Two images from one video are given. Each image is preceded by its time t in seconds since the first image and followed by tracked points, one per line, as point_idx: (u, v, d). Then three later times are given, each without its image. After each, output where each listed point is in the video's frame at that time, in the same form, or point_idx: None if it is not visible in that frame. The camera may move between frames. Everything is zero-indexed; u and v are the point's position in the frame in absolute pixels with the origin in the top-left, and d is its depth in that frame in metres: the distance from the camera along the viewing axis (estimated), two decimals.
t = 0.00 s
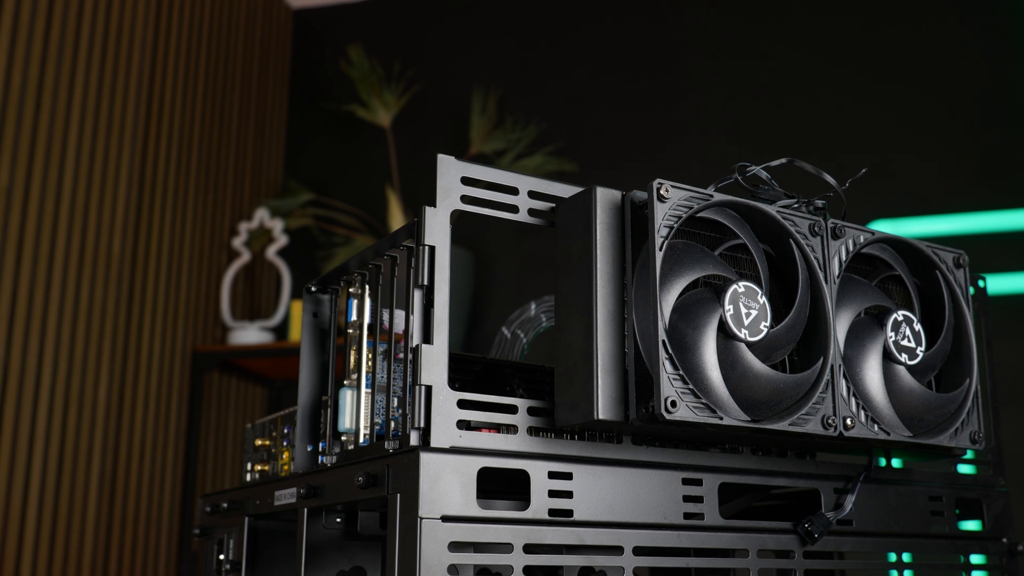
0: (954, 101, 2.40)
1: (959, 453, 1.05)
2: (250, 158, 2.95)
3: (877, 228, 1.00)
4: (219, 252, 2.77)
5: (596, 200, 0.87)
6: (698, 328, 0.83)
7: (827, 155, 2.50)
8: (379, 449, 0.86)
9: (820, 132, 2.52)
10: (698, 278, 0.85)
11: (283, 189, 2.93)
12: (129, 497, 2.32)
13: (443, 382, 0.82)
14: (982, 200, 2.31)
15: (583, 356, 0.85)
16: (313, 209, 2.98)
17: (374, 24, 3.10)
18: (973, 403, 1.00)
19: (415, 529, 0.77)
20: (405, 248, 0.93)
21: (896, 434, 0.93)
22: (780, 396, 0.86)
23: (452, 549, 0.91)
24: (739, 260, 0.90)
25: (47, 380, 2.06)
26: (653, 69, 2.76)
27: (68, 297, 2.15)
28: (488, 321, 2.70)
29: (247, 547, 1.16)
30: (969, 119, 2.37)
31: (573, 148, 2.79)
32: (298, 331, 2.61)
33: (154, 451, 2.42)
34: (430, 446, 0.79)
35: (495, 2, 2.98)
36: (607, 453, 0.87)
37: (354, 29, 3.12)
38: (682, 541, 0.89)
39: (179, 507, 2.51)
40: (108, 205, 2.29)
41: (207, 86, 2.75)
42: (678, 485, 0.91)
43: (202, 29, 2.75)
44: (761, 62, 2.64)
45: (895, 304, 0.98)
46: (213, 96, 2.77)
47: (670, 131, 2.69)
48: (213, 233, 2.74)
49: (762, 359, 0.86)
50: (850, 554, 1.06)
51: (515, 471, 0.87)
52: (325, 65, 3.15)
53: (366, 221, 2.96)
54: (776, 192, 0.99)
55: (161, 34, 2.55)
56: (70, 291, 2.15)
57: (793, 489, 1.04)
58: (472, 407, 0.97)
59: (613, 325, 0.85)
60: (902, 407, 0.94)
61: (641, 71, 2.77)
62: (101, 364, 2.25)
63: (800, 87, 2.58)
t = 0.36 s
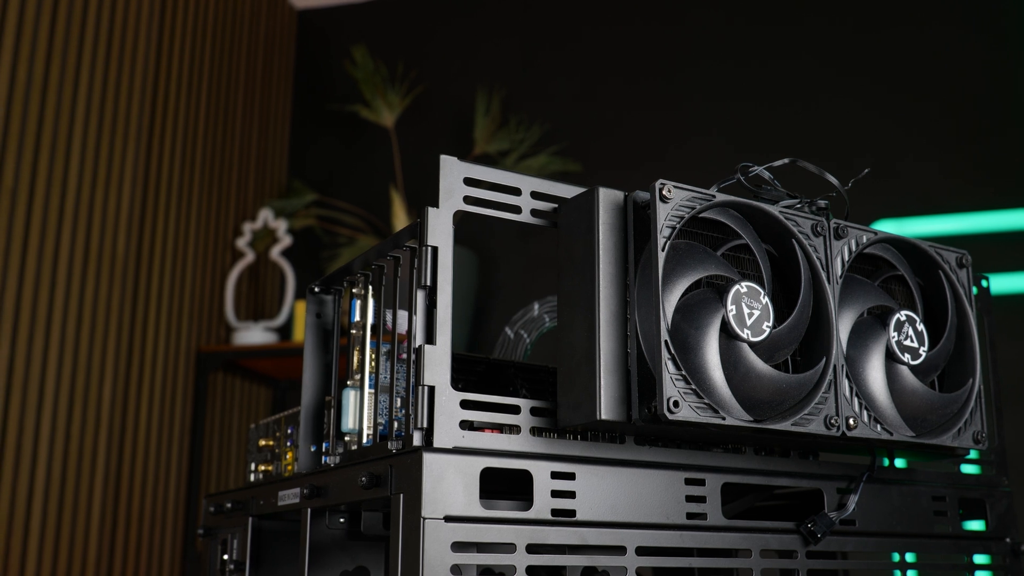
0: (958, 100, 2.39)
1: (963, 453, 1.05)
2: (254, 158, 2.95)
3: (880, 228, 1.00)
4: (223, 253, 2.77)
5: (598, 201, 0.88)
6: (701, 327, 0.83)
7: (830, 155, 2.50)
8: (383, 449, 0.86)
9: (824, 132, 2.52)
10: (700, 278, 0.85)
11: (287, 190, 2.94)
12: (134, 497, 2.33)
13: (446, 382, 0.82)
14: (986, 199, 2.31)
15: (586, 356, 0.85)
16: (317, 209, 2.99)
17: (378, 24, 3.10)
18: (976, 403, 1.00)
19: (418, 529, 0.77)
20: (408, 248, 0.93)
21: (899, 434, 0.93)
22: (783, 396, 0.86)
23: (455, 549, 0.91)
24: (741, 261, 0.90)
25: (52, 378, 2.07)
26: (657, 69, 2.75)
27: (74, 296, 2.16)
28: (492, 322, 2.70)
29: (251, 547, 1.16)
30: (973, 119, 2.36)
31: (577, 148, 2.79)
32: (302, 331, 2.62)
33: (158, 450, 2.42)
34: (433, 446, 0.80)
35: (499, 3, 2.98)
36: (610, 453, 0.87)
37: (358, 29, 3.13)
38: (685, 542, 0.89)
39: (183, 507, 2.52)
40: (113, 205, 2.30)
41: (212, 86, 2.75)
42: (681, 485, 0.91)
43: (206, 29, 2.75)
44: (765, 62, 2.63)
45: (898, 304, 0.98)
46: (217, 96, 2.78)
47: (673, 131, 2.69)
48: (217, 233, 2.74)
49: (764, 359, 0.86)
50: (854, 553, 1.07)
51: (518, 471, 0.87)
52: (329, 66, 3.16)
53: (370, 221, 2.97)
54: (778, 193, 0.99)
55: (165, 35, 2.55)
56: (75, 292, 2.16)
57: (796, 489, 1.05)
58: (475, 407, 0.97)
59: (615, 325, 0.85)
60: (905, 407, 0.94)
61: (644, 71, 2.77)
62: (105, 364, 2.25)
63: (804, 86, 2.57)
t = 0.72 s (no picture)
0: (962, 99, 2.39)
1: (966, 453, 1.04)
2: (258, 158, 2.96)
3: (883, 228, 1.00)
4: (227, 253, 2.78)
5: (600, 201, 0.88)
6: (703, 328, 0.83)
7: (834, 154, 2.50)
8: (386, 449, 0.87)
9: (827, 131, 2.52)
10: (703, 278, 0.85)
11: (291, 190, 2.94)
12: (139, 497, 2.34)
13: (448, 383, 0.83)
14: (990, 199, 2.31)
15: (588, 356, 0.85)
16: (321, 210, 2.99)
17: (381, 25, 3.11)
18: (979, 403, 1.00)
19: (421, 529, 0.77)
20: (411, 249, 0.94)
21: (902, 434, 0.93)
22: (786, 396, 0.86)
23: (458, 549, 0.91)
24: (744, 261, 0.90)
25: (57, 379, 2.08)
26: (660, 69, 2.75)
27: (78, 297, 2.16)
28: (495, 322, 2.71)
29: (255, 547, 1.16)
30: (977, 118, 2.36)
31: (580, 148, 2.79)
32: (306, 331, 2.62)
33: (162, 451, 2.43)
34: (436, 446, 0.80)
35: (502, 3, 2.99)
36: (612, 453, 0.88)
37: (362, 30, 3.13)
38: (688, 542, 0.89)
39: (188, 507, 2.52)
40: (117, 206, 2.30)
41: (215, 87, 2.76)
42: (684, 485, 0.91)
43: (210, 31, 2.76)
44: (768, 61, 2.63)
45: (901, 304, 0.98)
46: (221, 97, 2.79)
47: (676, 131, 2.69)
48: (222, 234, 2.75)
49: (766, 359, 0.86)
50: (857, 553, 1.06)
51: (521, 471, 0.87)
52: (333, 66, 3.16)
53: (374, 221, 2.97)
54: (781, 193, 0.99)
55: (169, 36, 2.56)
56: (79, 292, 2.16)
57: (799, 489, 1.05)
58: (478, 407, 0.97)
59: (618, 326, 0.85)
60: (907, 407, 0.94)
61: (648, 71, 2.77)
62: (110, 365, 2.26)
63: (807, 86, 2.57)
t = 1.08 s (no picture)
0: (966, 99, 2.38)
1: (969, 453, 1.04)
2: (262, 158, 2.97)
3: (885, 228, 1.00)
4: (231, 254, 2.78)
5: (603, 201, 0.88)
6: (705, 328, 0.83)
7: (837, 154, 2.49)
8: (389, 450, 0.87)
9: (830, 131, 2.51)
10: (705, 278, 0.85)
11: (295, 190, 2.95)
12: (143, 496, 2.34)
13: (451, 383, 0.83)
14: (993, 198, 2.30)
15: (591, 357, 0.85)
16: (325, 210, 3.00)
17: (385, 25, 3.11)
18: (982, 403, 1.00)
19: (424, 529, 0.77)
20: (414, 250, 0.94)
21: (904, 434, 0.93)
22: (788, 396, 0.86)
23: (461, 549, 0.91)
24: (746, 261, 0.90)
25: (62, 378, 2.09)
26: (663, 69, 2.75)
27: (83, 296, 2.17)
28: (498, 322, 2.71)
29: (258, 548, 1.17)
30: (981, 118, 2.36)
31: (584, 148, 2.79)
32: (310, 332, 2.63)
33: (167, 451, 2.44)
34: (439, 447, 0.80)
35: (505, 3, 2.99)
36: (615, 454, 0.88)
37: (366, 30, 3.14)
38: (691, 542, 0.90)
39: (192, 507, 2.53)
40: (122, 207, 2.31)
41: (219, 88, 2.77)
42: (687, 485, 0.91)
43: (214, 31, 2.76)
44: (771, 61, 2.63)
45: (903, 304, 0.98)
46: (225, 97, 2.79)
47: (680, 131, 2.69)
48: (226, 234, 2.76)
49: (769, 359, 0.86)
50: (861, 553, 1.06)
51: (524, 471, 0.87)
52: (336, 66, 3.17)
53: (378, 221, 2.97)
54: (784, 193, 0.99)
55: (173, 37, 2.56)
56: (84, 292, 2.17)
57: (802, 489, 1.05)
58: (481, 407, 0.98)
59: (620, 327, 0.85)
60: (910, 407, 0.94)
61: (651, 70, 2.77)
62: (114, 365, 2.26)
63: (811, 86, 2.57)
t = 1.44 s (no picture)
0: (969, 98, 2.38)
1: (972, 453, 1.04)
2: (266, 159, 2.97)
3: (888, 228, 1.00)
4: (235, 254, 2.79)
5: (605, 202, 0.88)
6: (708, 329, 0.83)
7: (841, 154, 2.49)
8: (392, 450, 0.87)
9: (834, 131, 2.51)
10: (708, 279, 0.85)
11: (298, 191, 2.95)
12: (147, 497, 2.35)
13: (454, 383, 0.83)
14: (997, 197, 2.29)
15: (594, 358, 0.85)
16: (329, 211, 3.00)
17: (388, 26, 3.12)
18: (985, 403, 1.00)
19: (427, 529, 0.78)
20: (417, 250, 0.94)
21: (907, 434, 0.93)
22: (791, 397, 0.86)
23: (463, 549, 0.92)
24: (749, 261, 0.90)
25: (66, 378, 2.10)
26: (667, 68, 2.75)
27: (87, 297, 2.17)
28: (502, 322, 2.71)
29: (262, 547, 1.17)
30: (985, 117, 2.35)
31: (587, 148, 2.80)
32: (314, 332, 2.63)
33: (171, 451, 2.44)
34: (442, 447, 0.80)
35: (508, 3, 2.99)
36: (617, 454, 0.88)
37: (370, 30, 3.14)
38: (693, 542, 0.90)
39: (196, 506, 2.53)
40: (126, 207, 2.31)
41: (223, 88, 2.77)
42: (689, 486, 0.91)
43: (217, 32, 2.77)
44: (775, 60, 2.63)
45: (906, 304, 0.98)
46: (229, 98, 2.80)
47: (683, 131, 2.69)
48: (230, 234, 2.76)
49: (772, 359, 0.86)
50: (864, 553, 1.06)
51: (526, 472, 0.87)
52: (340, 67, 3.17)
53: (381, 221, 2.98)
54: (786, 194, 0.99)
55: (177, 37, 2.57)
56: (88, 291, 2.18)
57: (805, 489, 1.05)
58: (483, 407, 0.98)
59: (623, 328, 0.85)
60: (913, 407, 0.94)
61: (654, 70, 2.77)
62: (119, 365, 2.27)
63: (814, 85, 2.57)
